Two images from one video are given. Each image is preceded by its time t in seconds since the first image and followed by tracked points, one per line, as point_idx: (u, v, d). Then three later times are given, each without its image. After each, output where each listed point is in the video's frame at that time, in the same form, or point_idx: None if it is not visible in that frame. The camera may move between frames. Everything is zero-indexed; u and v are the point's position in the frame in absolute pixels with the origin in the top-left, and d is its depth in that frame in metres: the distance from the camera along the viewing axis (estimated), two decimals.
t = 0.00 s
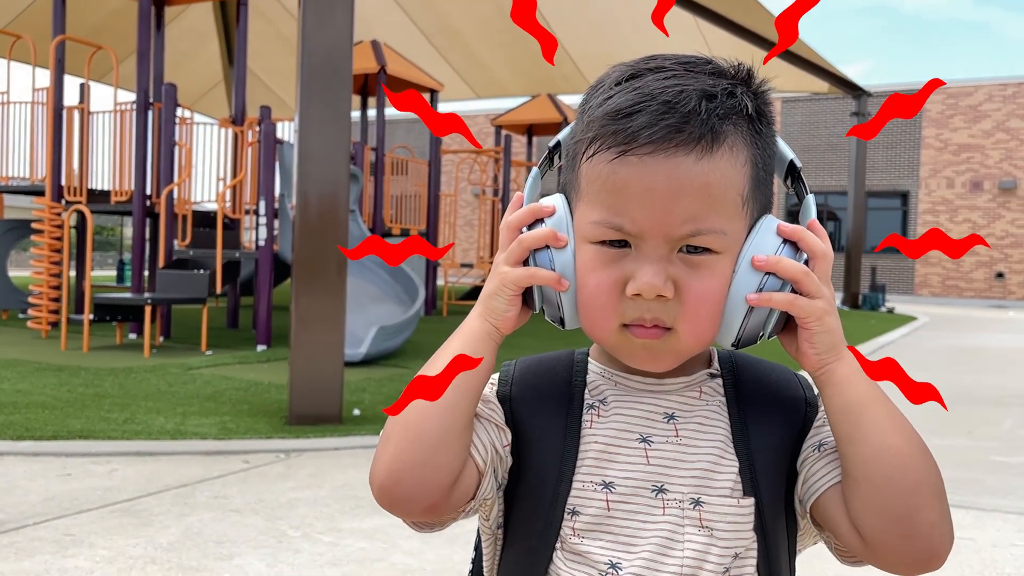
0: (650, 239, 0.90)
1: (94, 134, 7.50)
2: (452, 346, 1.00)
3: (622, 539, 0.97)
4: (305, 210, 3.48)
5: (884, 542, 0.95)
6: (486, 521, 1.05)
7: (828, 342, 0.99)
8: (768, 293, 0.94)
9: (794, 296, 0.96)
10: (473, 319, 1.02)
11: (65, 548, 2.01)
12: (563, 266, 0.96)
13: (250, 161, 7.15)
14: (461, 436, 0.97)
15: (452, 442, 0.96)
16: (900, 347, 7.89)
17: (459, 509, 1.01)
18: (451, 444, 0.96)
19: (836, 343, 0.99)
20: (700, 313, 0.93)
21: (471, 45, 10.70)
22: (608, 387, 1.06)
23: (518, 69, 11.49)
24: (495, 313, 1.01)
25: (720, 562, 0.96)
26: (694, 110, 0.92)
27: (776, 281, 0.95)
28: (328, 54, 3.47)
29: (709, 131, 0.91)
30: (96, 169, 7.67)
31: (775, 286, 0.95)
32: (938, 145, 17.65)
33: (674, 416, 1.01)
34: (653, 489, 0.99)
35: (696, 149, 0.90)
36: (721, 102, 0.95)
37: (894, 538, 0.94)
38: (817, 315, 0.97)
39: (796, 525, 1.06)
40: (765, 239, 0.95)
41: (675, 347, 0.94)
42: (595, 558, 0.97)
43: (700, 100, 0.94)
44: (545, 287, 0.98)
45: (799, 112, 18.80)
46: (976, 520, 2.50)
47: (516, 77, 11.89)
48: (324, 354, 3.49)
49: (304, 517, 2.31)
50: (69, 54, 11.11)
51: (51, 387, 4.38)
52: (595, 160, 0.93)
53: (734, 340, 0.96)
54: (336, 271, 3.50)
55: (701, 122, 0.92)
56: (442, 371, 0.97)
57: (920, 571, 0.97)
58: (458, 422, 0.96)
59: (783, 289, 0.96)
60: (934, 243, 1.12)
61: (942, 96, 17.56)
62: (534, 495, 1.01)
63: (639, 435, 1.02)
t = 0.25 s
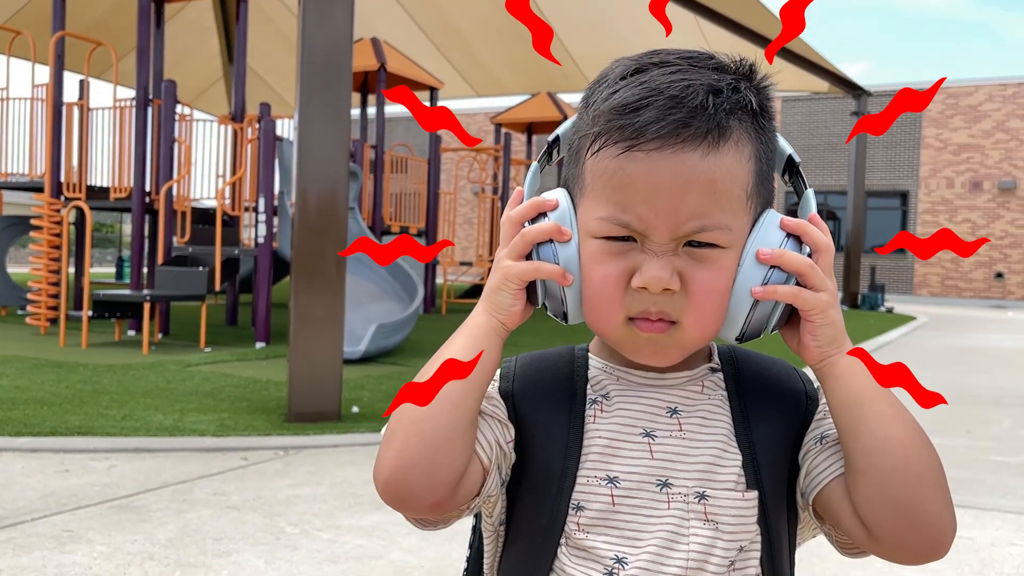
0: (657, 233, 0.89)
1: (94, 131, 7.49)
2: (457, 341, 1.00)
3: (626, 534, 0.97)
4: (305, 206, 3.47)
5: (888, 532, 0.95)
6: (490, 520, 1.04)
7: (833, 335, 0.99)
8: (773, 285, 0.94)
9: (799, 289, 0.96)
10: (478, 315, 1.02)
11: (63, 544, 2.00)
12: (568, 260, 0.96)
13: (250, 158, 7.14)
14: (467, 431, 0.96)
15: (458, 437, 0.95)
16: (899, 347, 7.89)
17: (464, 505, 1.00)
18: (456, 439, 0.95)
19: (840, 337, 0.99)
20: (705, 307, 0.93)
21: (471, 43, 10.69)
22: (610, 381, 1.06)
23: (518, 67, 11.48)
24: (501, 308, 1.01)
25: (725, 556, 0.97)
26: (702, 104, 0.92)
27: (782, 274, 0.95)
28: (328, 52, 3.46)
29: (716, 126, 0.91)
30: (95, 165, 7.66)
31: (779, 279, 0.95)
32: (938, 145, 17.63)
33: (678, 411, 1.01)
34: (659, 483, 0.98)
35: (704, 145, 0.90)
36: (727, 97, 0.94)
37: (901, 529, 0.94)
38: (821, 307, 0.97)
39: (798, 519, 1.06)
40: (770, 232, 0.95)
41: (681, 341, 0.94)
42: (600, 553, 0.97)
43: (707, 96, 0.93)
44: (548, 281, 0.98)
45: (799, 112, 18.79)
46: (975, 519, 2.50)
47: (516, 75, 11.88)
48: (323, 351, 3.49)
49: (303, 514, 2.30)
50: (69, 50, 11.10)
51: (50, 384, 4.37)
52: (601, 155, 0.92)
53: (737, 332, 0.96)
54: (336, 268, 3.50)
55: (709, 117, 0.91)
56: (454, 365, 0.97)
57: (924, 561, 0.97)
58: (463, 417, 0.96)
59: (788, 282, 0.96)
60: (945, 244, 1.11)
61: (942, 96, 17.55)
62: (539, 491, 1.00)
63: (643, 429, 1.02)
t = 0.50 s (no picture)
0: (656, 235, 0.89)
1: (94, 129, 7.49)
2: (457, 337, 1.00)
3: (622, 531, 0.97)
4: (306, 205, 3.47)
5: (885, 527, 0.95)
6: (488, 517, 1.04)
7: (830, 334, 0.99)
8: (770, 283, 0.94)
9: (795, 287, 0.96)
10: (476, 309, 1.02)
11: (63, 543, 2.00)
12: (566, 257, 0.96)
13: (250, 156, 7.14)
14: (465, 428, 0.96)
15: (456, 433, 0.96)
16: (899, 347, 7.89)
17: (463, 501, 1.00)
18: (455, 434, 0.96)
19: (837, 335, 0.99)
20: (702, 307, 0.93)
21: (472, 41, 10.68)
22: (607, 380, 1.06)
23: (519, 66, 11.48)
24: (500, 301, 1.01)
25: (720, 553, 0.97)
26: (702, 109, 0.92)
27: (779, 272, 0.96)
28: (328, 51, 3.46)
29: (716, 130, 0.91)
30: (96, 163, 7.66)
31: (777, 277, 0.96)
32: (939, 145, 17.62)
33: (675, 410, 1.01)
34: (654, 481, 0.98)
35: (702, 149, 0.89)
36: (726, 101, 0.94)
37: (896, 525, 0.94)
38: (817, 305, 0.97)
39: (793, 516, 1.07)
40: (767, 231, 0.95)
41: (676, 341, 0.94)
42: (596, 550, 0.96)
43: (707, 100, 0.93)
44: (545, 275, 0.97)
45: (800, 111, 18.78)
46: (975, 519, 2.50)
47: (517, 74, 11.88)
48: (323, 350, 3.49)
49: (302, 513, 2.30)
50: (69, 48, 11.09)
51: (50, 382, 4.37)
52: (600, 157, 0.92)
53: (734, 331, 0.96)
54: (336, 267, 3.50)
55: (708, 122, 0.91)
56: (457, 364, 0.96)
57: (918, 557, 0.98)
58: (461, 414, 0.96)
59: (785, 283, 0.96)
60: (946, 244, 1.10)
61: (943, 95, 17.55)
62: (536, 489, 1.00)
63: (638, 427, 1.02)
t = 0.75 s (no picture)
0: (646, 238, 0.89)
1: (94, 129, 7.49)
2: (448, 336, 1.00)
3: (612, 531, 0.97)
4: (306, 206, 3.47)
5: (878, 527, 0.95)
6: (481, 515, 1.05)
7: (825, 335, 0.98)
8: (764, 283, 0.94)
9: (789, 288, 0.95)
10: (466, 307, 1.02)
11: (63, 543, 2.00)
12: (557, 257, 0.96)
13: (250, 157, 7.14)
14: (455, 427, 0.97)
15: (446, 432, 0.96)
16: (899, 348, 7.89)
17: (455, 498, 1.01)
18: (444, 433, 0.96)
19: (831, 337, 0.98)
20: (693, 310, 0.93)
21: (472, 42, 10.68)
22: (600, 381, 1.06)
23: (519, 66, 11.48)
24: (490, 298, 1.01)
25: (710, 554, 0.96)
26: (693, 114, 0.92)
27: (773, 272, 0.95)
28: (328, 52, 3.46)
29: (707, 134, 0.91)
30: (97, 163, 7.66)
31: (772, 278, 0.95)
32: (939, 146, 17.62)
33: (667, 411, 1.01)
34: (645, 482, 0.98)
35: (693, 153, 0.90)
36: (718, 105, 0.94)
37: (890, 526, 0.94)
38: (811, 306, 0.97)
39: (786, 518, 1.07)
40: (760, 234, 0.95)
41: (668, 343, 0.94)
42: (587, 550, 0.96)
43: (699, 104, 0.93)
44: (537, 274, 0.98)
45: (800, 112, 18.78)
46: (974, 521, 2.50)
47: (517, 74, 11.88)
48: (323, 350, 3.49)
49: (302, 513, 2.30)
50: (70, 49, 11.10)
51: (50, 382, 4.37)
52: (592, 160, 0.92)
53: (727, 333, 0.96)
54: (336, 268, 3.50)
55: (699, 126, 0.91)
56: (447, 368, 0.97)
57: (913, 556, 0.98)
58: (451, 412, 0.96)
59: (779, 284, 0.96)
60: (939, 249, 1.11)
61: (943, 97, 17.54)
62: (529, 490, 1.00)
63: (631, 428, 1.02)
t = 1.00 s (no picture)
0: (634, 242, 0.90)
1: (95, 131, 7.51)
2: (438, 338, 1.02)
3: (610, 533, 0.97)
4: (306, 207, 3.48)
5: (893, 518, 0.95)
6: (477, 517, 1.05)
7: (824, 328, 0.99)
8: (763, 275, 0.95)
9: (787, 279, 0.96)
10: (456, 309, 1.04)
11: (63, 544, 2.01)
12: (548, 260, 0.97)
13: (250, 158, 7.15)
14: (444, 427, 0.98)
15: (435, 431, 0.97)
16: (900, 350, 7.89)
17: (445, 499, 1.01)
18: (433, 434, 0.97)
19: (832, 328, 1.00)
20: (685, 312, 0.93)
21: (473, 43, 10.68)
22: (597, 384, 1.07)
23: (520, 68, 11.48)
24: (478, 299, 1.02)
25: (704, 557, 0.97)
26: (675, 117, 0.92)
27: (770, 266, 0.96)
28: (328, 55, 3.47)
29: (689, 137, 0.91)
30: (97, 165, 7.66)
31: (769, 271, 0.96)
32: (940, 148, 17.61)
33: (661, 412, 1.01)
34: (641, 485, 0.99)
35: (676, 156, 0.90)
36: (700, 109, 0.94)
37: (905, 515, 0.94)
38: (812, 296, 0.98)
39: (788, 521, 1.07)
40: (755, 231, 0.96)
41: (662, 345, 0.95)
42: (584, 552, 0.97)
43: (680, 108, 0.93)
44: (526, 275, 0.99)
45: (800, 114, 18.79)
46: (974, 522, 2.50)
47: (518, 76, 11.88)
48: (324, 352, 3.49)
49: (302, 515, 2.31)
50: (71, 50, 11.12)
51: (50, 384, 4.38)
52: (578, 168, 0.93)
53: (729, 331, 0.96)
54: (336, 270, 3.50)
55: (681, 129, 0.91)
56: (437, 373, 0.98)
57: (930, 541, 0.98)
58: (442, 412, 0.97)
59: (775, 281, 0.96)
60: (935, 243, 1.12)
61: (944, 98, 17.54)
62: (526, 492, 1.01)
63: (627, 431, 1.02)
